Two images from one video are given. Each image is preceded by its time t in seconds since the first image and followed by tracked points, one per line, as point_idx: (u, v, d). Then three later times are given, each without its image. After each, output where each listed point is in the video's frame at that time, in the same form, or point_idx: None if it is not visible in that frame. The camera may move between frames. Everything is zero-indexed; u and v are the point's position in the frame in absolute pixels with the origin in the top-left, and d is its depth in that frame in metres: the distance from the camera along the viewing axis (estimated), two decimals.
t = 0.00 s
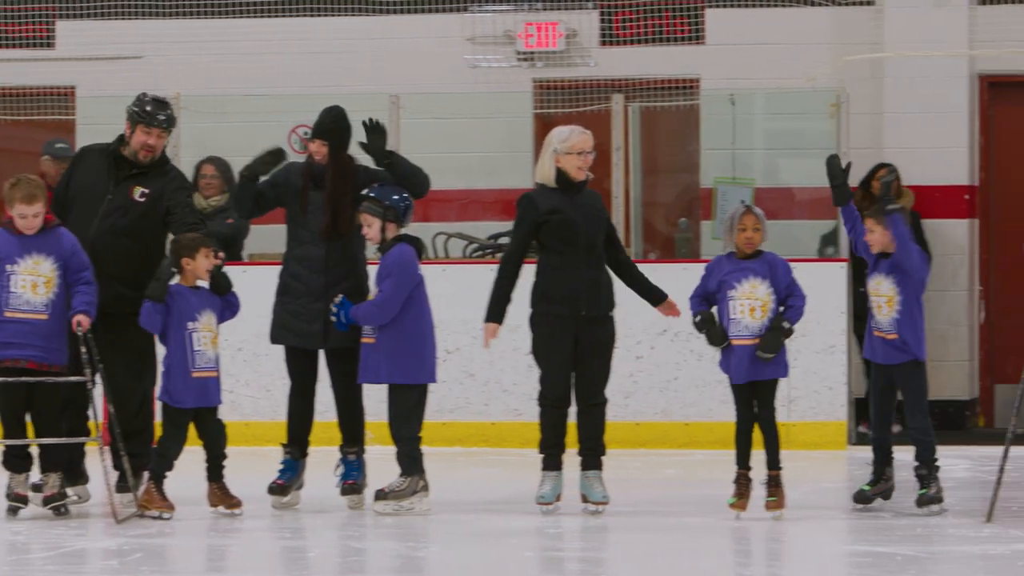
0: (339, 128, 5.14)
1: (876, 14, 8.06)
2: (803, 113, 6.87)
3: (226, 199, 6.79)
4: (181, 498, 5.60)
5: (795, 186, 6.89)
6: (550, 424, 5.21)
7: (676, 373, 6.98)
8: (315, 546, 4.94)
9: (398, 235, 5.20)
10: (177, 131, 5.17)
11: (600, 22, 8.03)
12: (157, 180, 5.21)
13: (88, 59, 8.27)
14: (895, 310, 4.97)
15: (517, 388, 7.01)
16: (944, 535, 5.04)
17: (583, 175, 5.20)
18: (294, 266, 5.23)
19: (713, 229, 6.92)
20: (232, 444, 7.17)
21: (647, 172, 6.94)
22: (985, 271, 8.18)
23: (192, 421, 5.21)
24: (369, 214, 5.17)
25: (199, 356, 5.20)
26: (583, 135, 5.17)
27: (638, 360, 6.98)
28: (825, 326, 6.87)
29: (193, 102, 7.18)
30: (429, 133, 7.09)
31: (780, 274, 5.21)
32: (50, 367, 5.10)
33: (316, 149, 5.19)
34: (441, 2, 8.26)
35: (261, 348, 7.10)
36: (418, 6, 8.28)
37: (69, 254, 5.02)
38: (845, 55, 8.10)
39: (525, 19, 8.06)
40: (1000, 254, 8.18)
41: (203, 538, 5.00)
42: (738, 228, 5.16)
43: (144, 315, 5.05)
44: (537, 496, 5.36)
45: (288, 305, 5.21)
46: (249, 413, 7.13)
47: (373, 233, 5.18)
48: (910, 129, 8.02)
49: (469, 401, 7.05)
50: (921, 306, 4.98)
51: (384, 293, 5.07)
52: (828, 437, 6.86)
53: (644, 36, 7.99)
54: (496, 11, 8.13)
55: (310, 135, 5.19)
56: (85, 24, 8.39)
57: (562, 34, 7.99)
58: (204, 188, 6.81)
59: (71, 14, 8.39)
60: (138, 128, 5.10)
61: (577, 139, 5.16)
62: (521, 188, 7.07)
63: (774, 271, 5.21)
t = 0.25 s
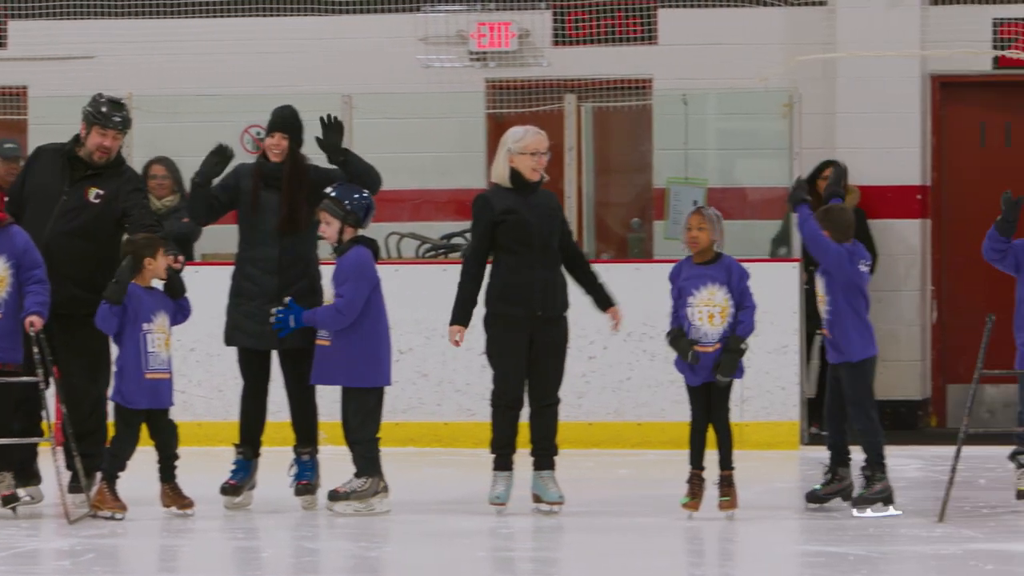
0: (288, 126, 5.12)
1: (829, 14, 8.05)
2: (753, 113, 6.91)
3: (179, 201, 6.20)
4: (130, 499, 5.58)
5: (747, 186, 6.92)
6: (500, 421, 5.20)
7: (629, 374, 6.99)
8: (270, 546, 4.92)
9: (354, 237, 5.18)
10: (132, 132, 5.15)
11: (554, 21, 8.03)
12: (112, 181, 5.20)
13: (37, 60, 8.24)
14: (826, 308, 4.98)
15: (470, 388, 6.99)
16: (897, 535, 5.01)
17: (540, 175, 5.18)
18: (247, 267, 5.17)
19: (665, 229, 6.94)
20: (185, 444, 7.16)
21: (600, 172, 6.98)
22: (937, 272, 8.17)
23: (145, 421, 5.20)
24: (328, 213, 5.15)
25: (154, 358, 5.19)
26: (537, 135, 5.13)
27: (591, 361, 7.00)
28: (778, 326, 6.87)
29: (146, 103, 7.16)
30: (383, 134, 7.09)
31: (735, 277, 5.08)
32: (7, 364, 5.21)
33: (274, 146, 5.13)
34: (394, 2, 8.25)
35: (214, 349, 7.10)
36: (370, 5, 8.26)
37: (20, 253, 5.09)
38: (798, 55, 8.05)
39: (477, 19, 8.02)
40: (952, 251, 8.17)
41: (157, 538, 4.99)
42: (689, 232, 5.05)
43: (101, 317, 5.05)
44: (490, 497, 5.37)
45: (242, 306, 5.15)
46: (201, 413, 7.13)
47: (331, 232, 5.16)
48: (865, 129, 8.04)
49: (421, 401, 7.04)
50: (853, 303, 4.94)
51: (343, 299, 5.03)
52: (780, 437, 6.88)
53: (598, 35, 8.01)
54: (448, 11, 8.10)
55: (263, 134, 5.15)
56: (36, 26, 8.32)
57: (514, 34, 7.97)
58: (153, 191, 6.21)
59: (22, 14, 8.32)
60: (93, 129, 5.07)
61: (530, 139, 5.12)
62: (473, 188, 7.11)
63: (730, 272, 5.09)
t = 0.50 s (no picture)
0: (235, 121, 5.03)
1: (781, 13, 8.00)
2: (704, 113, 6.91)
3: (132, 201, 6.75)
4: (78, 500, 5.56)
5: (698, 185, 6.92)
6: (454, 423, 5.21)
7: (581, 374, 6.95)
8: (220, 546, 4.89)
9: (313, 237, 5.19)
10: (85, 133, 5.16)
11: (506, 21, 7.96)
12: (65, 182, 5.19)
13: None
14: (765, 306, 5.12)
15: (422, 387, 6.98)
16: (848, 534, 5.01)
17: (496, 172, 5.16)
18: (201, 268, 5.08)
19: (618, 228, 6.94)
20: (136, 444, 7.14)
21: (552, 172, 6.97)
22: (889, 272, 8.13)
23: (99, 422, 5.20)
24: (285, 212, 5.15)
25: (108, 360, 5.19)
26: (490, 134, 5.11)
27: (543, 360, 6.96)
28: (730, 327, 6.84)
29: (97, 102, 7.16)
30: (335, 134, 7.07)
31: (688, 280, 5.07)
32: None
33: (223, 142, 5.05)
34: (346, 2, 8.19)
35: (166, 348, 7.08)
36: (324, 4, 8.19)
37: None
38: (750, 55, 8.03)
39: (431, 18, 7.93)
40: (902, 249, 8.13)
41: (108, 538, 4.96)
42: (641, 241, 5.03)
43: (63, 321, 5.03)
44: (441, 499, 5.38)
45: (197, 307, 5.06)
46: (152, 413, 7.11)
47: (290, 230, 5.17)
48: (819, 129, 8.00)
49: (374, 401, 7.01)
50: (785, 301, 5.05)
51: (301, 300, 5.04)
52: (732, 437, 6.86)
53: (548, 35, 7.94)
54: (400, 10, 8.02)
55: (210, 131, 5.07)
56: None
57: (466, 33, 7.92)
58: (106, 191, 6.72)
59: None
60: (46, 130, 5.07)
61: (484, 139, 5.09)
62: (425, 188, 7.05)
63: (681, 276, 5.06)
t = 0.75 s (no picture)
0: (181, 121, 5.02)
1: (733, 14, 7.80)
2: (657, 112, 6.87)
3: (84, 200, 6.95)
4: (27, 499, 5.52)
5: (649, 184, 6.89)
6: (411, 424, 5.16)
7: (533, 373, 6.95)
8: (171, 545, 4.87)
9: (269, 236, 5.19)
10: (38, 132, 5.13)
11: (458, 20, 7.87)
12: (19, 180, 5.13)
13: None
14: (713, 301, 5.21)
15: (374, 386, 6.96)
16: (799, 532, 5.01)
17: (448, 167, 5.11)
18: (153, 268, 5.07)
19: (570, 228, 6.91)
20: (88, 443, 7.13)
21: (504, 171, 6.95)
22: (842, 271, 7.92)
23: (53, 422, 5.17)
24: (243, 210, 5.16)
25: (63, 361, 5.18)
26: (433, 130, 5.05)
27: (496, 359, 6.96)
28: (682, 325, 6.84)
29: (49, 101, 7.07)
30: (288, 132, 7.05)
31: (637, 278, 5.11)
32: None
33: (170, 141, 5.04)
34: (298, 1, 8.07)
35: (118, 347, 7.07)
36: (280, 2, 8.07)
37: None
38: (703, 55, 7.85)
39: (382, 17, 7.88)
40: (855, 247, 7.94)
41: (58, 537, 4.94)
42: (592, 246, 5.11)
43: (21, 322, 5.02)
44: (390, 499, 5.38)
45: (150, 307, 5.05)
46: (105, 412, 7.10)
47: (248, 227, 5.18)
48: (775, 127, 7.69)
49: (327, 400, 6.99)
50: (733, 297, 5.13)
51: (255, 300, 5.03)
52: (683, 436, 6.88)
53: (500, 35, 7.83)
54: (353, 9, 7.92)
55: (155, 132, 5.05)
56: None
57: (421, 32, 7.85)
58: (60, 189, 6.91)
59: None
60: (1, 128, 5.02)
61: (428, 136, 5.04)
62: (377, 188, 7.04)
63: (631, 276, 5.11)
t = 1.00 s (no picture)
0: (129, 118, 5.03)
1: (689, 13, 7.80)
2: (613, 112, 6.89)
3: (41, 200, 6.84)
4: None
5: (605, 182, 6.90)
6: (370, 423, 5.15)
7: (489, 372, 6.95)
8: (126, 545, 4.85)
9: (224, 236, 5.20)
10: None
11: (413, 20, 7.82)
12: None
13: None
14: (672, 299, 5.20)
15: (329, 386, 6.96)
16: (751, 531, 5.02)
17: (397, 167, 5.07)
18: (105, 269, 5.07)
19: (526, 227, 6.92)
20: (43, 443, 7.13)
21: (459, 170, 6.95)
22: (796, 271, 7.89)
23: (9, 423, 5.13)
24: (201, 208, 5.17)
25: (18, 361, 5.10)
26: (381, 130, 5.05)
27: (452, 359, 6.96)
28: (637, 325, 6.85)
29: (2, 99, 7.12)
30: (242, 132, 7.03)
31: (594, 277, 5.12)
32: None
33: (126, 140, 5.06)
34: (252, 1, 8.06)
35: (73, 346, 7.06)
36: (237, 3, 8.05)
37: None
38: (657, 54, 7.84)
39: (338, 17, 7.83)
40: (809, 249, 7.90)
41: (12, 537, 4.92)
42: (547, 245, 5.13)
43: None
44: (347, 497, 5.39)
45: (100, 308, 5.05)
46: (60, 412, 7.10)
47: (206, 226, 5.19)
48: (729, 127, 7.72)
49: (282, 399, 6.98)
50: (695, 295, 5.14)
51: (208, 300, 5.04)
52: (639, 436, 6.87)
53: (455, 36, 7.77)
54: (307, 9, 7.89)
55: (109, 132, 5.07)
56: None
57: (376, 31, 7.82)
58: (16, 189, 6.85)
59: None
60: None
61: (375, 136, 5.04)
62: (332, 188, 7.05)
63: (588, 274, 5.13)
